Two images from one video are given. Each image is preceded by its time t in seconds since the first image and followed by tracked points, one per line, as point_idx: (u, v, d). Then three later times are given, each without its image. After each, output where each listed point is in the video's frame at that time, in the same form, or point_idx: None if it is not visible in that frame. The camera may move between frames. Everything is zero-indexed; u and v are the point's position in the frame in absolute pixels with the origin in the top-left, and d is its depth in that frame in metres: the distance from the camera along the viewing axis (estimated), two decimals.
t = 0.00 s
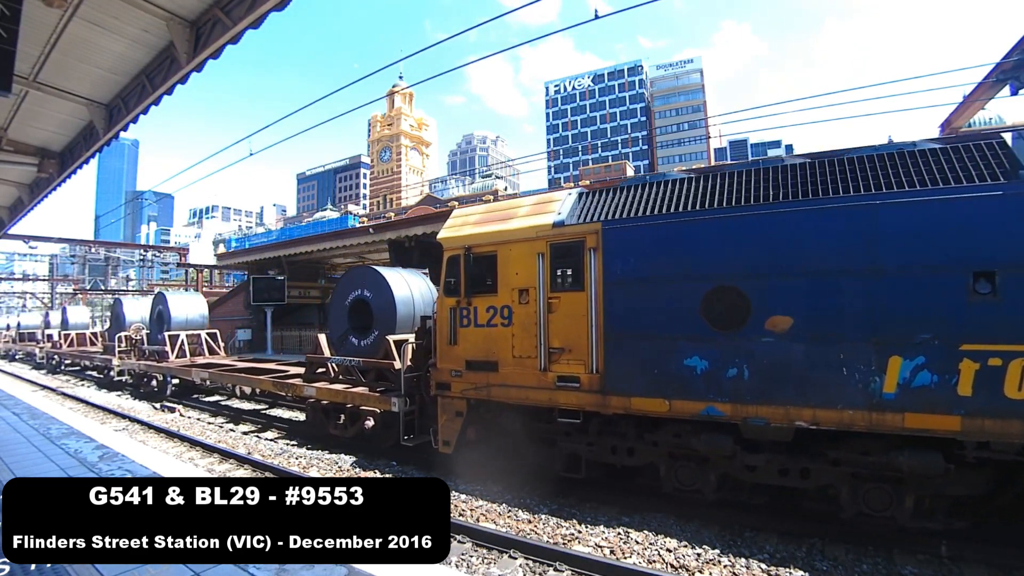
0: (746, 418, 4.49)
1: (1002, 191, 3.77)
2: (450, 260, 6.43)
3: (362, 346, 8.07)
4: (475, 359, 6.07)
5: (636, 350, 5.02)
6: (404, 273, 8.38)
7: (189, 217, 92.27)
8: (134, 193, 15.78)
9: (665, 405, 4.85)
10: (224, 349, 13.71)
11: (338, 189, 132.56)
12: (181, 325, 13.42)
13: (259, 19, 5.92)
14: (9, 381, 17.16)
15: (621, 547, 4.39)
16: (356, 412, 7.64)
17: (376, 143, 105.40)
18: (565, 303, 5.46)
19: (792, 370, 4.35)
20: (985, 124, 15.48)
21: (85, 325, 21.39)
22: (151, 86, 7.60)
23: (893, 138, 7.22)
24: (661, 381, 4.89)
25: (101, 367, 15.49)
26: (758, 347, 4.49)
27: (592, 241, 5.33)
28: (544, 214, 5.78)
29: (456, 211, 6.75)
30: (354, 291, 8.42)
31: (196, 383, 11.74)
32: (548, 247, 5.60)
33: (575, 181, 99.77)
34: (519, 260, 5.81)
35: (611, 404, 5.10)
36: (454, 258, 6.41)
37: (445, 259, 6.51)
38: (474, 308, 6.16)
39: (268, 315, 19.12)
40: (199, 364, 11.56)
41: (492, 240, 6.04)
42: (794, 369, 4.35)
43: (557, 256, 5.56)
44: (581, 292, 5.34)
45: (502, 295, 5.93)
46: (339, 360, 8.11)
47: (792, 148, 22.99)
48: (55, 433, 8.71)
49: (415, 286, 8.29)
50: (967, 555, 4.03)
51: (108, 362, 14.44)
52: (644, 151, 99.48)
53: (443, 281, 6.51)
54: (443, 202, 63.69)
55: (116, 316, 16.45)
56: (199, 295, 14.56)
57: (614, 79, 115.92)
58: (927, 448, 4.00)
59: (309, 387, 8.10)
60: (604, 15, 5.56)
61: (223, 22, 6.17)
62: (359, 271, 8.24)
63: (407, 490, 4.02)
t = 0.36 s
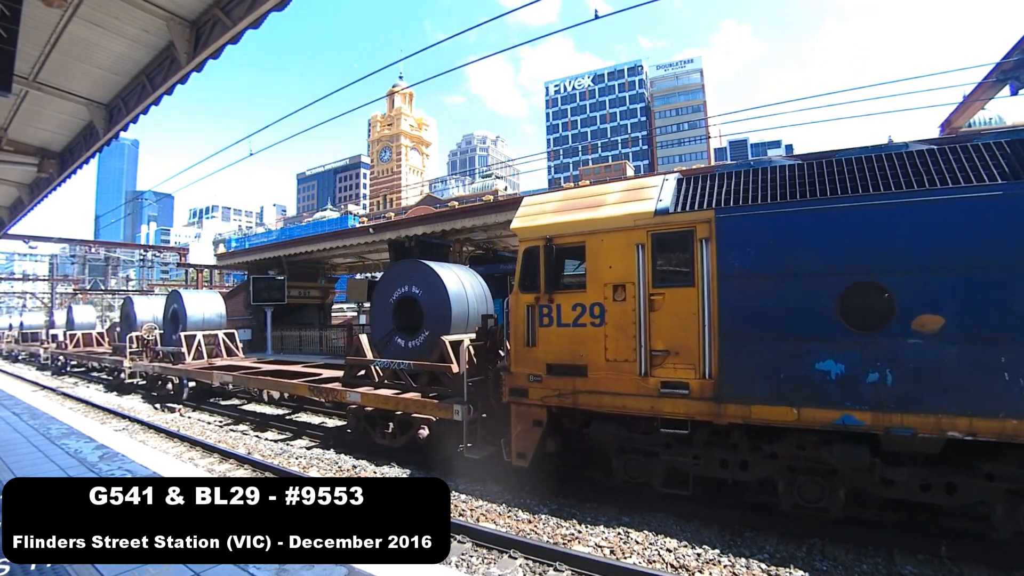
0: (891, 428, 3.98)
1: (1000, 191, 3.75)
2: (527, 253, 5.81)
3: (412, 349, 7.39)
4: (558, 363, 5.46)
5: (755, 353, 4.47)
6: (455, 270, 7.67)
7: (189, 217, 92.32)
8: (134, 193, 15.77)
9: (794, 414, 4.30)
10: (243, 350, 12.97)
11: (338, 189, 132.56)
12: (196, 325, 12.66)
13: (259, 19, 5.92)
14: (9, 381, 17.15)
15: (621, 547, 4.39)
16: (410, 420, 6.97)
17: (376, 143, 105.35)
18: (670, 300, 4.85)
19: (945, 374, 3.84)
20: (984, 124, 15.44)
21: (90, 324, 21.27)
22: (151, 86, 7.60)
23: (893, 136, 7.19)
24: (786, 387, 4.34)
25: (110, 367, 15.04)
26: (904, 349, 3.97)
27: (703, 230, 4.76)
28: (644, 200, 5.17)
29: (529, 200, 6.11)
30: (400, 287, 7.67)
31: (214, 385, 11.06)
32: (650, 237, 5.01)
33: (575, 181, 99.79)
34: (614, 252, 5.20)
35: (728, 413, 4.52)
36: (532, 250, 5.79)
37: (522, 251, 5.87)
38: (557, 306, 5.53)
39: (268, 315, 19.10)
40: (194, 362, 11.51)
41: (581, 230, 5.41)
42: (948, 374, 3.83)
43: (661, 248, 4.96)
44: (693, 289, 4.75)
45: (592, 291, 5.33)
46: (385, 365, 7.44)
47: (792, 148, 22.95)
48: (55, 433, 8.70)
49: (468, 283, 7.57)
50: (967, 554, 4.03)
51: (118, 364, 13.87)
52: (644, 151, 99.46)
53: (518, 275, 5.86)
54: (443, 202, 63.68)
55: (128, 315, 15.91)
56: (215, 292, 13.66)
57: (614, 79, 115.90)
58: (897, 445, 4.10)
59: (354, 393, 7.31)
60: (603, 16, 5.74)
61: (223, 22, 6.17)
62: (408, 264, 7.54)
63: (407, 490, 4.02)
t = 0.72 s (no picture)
0: None
1: (1001, 192, 3.86)
2: (632, 244, 5.24)
3: (477, 353, 6.92)
4: (675, 368, 4.89)
5: (916, 356, 4.01)
6: (525, 266, 7.20)
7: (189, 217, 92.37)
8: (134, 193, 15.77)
9: (964, 425, 3.85)
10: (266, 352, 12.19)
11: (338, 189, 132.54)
12: (217, 325, 11.82)
13: (259, 19, 5.91)
14: (10, 381, 17.18)
15: (621, 547, 4.39)
16: (480, 430, 6.32)
17: (376, 143, 105.30)
18: (814, 296, 4.36)
19: None
20: (984, 124, 15.42)
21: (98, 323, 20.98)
22: (151, 87, 7.60)
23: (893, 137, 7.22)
24: (952, 395, 3.90)
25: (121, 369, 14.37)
26: None
27: (853, 220, 4.31)
28: (776, 187, 4.70)
29: (626, 184, 5.58)
30: (465, 284, 7.20)
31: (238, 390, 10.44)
32: (789, 227, 4.52)
33: (575, 181, 99.81)
34: (742, 245, 4.70)
35: (886, 423, 4.05)
36: (639, 241, 5.22)
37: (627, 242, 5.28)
38: (672, 303, 4.97)
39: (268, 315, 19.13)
40: (191, 359, 11.49)
41: (702, 219, 4.90)
42: None
43: (802, 240, 4.46)
44: (841, 284, 4.27)
45: (714, 287, 4.80)
46: (447, 367, 6.82)
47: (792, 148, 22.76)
48: (55, 433, 8.71)
49: (538, 281, 7.12)
50: (967, 554, 4.03)
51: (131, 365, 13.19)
52: (644, 151, 99.46)
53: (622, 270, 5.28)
54: (443, 202, 63.51)
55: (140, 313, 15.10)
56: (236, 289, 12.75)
57: (614, 79, 115.88)
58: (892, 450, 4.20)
59: (414, 400, 6.69)
60: (604, 15, 5.94)
61: (223, 22, 6.17)
62: (476, 259, 7.02)
63: (407, 490, 4.01)
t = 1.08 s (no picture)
0: None
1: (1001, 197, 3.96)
2: (766, 234, 4.69)
3: (558, 355, 5.94)
4: (820, 373, 4.36)
5: None
6: (610, 258, 6.21)
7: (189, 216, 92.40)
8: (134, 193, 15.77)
9: None
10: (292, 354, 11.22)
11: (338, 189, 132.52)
12: (241, 326, 10.65)
13: (259, 19, 5.91)
14: (10, 381, 17.17)
15: (621, 547, 4.39)
16: (569, 442, 5.59)
17: (376, 143, 105.25)
18: (990, 292, 3.90)
19: None
20: (984, 124, 15.42)
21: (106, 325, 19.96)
22: (151, 86, 7.60)
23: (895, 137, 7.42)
24: None
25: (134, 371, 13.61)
26: None
27: None
28: (938, 170, 4.21)
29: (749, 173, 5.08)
30: (542, 279, 6.18)
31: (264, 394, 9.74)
32: (957, 216, 4.04)
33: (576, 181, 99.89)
34: (904, 235, 4.18)
35: None
36: (775, 230, 4.67)
37: (760, 232, 4.71)
38: (817, 300, 4.43)
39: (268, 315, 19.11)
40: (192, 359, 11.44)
41: (853, 206, 4.38)
42: None
43: (974, 230, 4.00)
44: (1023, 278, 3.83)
45: (867, 283, 4.28)
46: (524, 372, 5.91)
47: (792, 148, 22.72)
48: (55, 433, 8.70)
49: (625, 276, 6.16)
50: (966, 554, 4.04)
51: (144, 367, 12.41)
52: (645, 150, 99.45)
53: (756, 263, 4.69)
54: (443, 203, 63.45)
55: (153, 312, 14.23)
56: (259, 287, 11.44)
57: (614, 79, 115.99)
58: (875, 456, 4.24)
59: (487, 410, 5.83)
60: (604, 15, 6.00)
61: (223, 22, 6.17)
62: (560, 251, 6.01)
63: (407, 490, 4.01)
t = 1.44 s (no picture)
0: None
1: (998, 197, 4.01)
2: (928, 223, 4.19)
3: (658, 359, 5.37)
4: (999, 379, 3.82)
5: None
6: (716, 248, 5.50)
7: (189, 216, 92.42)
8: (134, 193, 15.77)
9: None
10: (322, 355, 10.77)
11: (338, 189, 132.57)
12: (269, 324, 10.29)
13: (259, 19, 5.91)
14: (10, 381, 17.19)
15: (621, 547, 4.39)
16: (677, 455, 5.04)
17: (376, 143, 105.25)
18: None
19: None
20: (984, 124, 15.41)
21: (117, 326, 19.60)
22: (151, 86, 7.60)
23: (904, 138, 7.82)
24: None
25: (148, 373, 13.06)
26: None
27: None
28: (992, 165, 4.11)
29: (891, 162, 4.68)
30: (642, 271, 5.47)
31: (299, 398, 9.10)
32: None
33: (576, 181, 99.94)
34: None
35: None
36: (940, 219, 4.17)
37: (922, 220, 4.22)
38: (994, 296, 3.90)
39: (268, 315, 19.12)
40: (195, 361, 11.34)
41: None
42: None
43: None
44: None
45: None
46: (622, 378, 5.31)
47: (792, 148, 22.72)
48: (55, 433, 8.71)
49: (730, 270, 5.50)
50: (966, 554, 4.04)
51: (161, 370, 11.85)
52: (645, 150, 99.43)
53: (914, 256, 4.20)
54: (443, 203, 63.42)
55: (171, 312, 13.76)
56: (287, 285, 11.09)
57: (614, 79, 115.96)
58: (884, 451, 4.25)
59: (583, 420, 5.25)
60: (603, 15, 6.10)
61: (223, 22, 6.17)
62: (665, 242, 5.28)
63: (406, 490, 4.00)
